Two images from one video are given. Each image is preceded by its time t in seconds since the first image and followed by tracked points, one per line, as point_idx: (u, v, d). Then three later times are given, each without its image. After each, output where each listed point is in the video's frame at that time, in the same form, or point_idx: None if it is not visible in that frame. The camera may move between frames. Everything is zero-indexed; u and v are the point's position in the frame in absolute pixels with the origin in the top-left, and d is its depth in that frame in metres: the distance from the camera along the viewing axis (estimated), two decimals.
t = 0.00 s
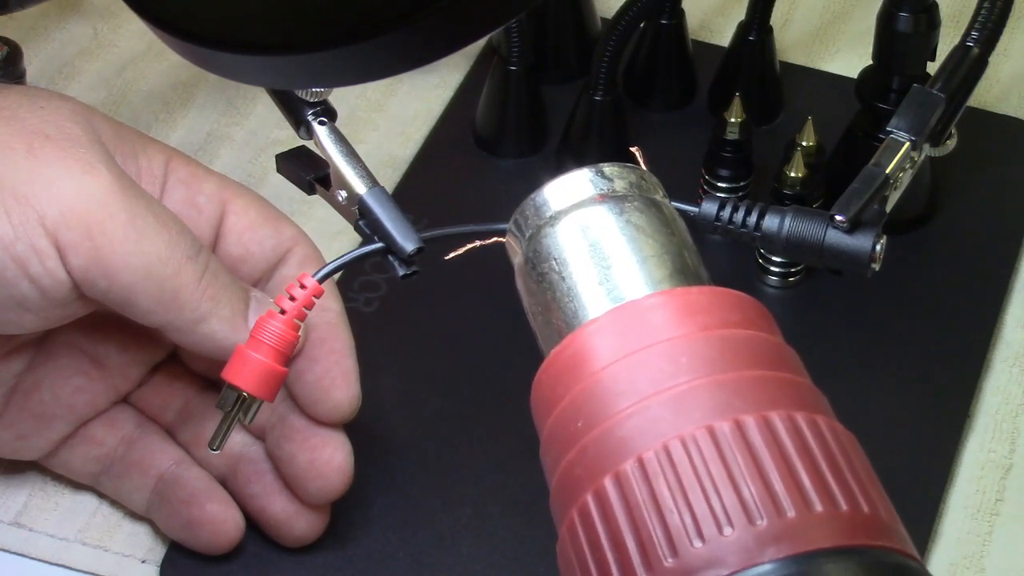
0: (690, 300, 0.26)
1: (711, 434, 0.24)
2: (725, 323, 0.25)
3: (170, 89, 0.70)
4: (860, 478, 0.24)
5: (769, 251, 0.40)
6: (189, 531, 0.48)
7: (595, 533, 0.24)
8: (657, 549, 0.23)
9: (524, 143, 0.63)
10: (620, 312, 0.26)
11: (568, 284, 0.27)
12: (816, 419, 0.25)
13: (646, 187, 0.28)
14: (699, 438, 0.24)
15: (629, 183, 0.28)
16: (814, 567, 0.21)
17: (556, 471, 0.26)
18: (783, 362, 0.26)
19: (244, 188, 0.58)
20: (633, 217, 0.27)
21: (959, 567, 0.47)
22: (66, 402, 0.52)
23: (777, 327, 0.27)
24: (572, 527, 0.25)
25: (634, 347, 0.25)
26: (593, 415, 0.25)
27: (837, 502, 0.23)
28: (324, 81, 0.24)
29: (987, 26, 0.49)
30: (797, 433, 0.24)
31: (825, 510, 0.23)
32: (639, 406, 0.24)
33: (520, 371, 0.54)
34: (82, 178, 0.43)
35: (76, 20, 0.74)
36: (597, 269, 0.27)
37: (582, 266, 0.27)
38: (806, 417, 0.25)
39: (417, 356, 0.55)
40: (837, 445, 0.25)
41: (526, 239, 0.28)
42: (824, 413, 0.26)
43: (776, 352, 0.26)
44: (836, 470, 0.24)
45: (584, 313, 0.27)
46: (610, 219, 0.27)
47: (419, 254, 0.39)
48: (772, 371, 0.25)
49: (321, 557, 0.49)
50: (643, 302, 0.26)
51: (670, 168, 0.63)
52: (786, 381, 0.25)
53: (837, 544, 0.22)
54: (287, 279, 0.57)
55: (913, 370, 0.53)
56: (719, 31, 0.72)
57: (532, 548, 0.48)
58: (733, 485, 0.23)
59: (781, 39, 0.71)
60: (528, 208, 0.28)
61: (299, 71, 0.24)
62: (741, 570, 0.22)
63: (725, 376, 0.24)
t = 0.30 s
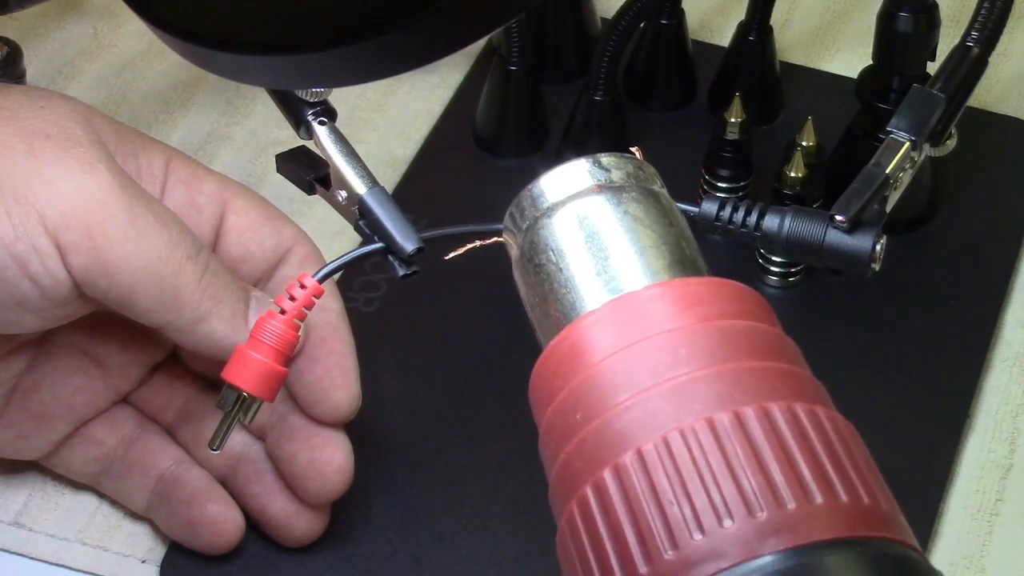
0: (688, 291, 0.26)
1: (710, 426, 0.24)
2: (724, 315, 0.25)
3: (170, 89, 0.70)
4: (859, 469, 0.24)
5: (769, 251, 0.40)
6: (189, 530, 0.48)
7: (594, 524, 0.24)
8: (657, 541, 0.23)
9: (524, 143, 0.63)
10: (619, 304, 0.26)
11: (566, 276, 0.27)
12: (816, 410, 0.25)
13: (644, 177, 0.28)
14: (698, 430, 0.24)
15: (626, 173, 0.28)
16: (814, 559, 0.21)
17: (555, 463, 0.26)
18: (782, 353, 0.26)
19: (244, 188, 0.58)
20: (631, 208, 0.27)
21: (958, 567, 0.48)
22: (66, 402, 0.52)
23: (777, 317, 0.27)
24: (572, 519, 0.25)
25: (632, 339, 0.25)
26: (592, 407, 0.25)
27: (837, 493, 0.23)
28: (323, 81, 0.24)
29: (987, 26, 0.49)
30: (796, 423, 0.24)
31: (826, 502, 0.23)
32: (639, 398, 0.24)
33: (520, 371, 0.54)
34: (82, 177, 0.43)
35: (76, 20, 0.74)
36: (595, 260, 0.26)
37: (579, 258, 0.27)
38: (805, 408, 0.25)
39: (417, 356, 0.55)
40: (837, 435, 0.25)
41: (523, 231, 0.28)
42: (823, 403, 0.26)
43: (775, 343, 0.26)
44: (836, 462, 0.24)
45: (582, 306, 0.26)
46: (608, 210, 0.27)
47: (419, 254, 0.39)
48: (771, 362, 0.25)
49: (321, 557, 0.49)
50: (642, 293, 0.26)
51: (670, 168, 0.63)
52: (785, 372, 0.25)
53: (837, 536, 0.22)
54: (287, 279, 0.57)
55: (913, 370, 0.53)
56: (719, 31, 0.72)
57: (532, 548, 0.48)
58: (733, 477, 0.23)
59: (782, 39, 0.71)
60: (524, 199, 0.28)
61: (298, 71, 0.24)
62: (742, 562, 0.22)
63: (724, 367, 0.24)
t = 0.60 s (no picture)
0: (695, 274, 0.26)
1: (718, 410, 0.24)
2: (732, 297, 0.25)
3: (170, 89, 0.70)
4: (868, 451, 0.24)
5: (770, 250, 0.40)
6: (189, 531, 0.48)
7: (601, 509, 0.24)
8: (665, 526, 0.23)
9: (524, 144, 0.63)
10: (625, 287, 0.26)
11: (571, 259, 0.27)
12: (824, 393, 0.25)
13: (651, 159, 0.28)
14: (705, 414, 0.24)
15: (633, 155, 0.28)
16: (824, 544, 0.22)
17: (561, 447, 0.26)
18: (790, 336, 0.26)
19: (244, 188, 0.58)
20: (637, 189, 0.27)
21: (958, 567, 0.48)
22: (66, 401, 0.52)
23: (784, 299, 0.27)
24: (579, 504, 0.25)
25: (639, 322, 0.25)
26: (599, 391, 0.25)
27: (846, 476, 0.23)
28: (324, 80, 0.24)
29: (987, 26, 0.49)
30: (805, 407, 0.24)
31: (834, 486, 0.23)
32: (645, 382, 0.24)
33: (520, 371, 0.54)
34: (82, 177, 0.43)
35: (76, 20, 0.74)
36: (600, 243, 0.26)
37: (585, 240, 0.27)
38: (814, 391, 0.25)
39: (417, 356, 0.55)
40: (846, 419, 0.25)
41: (528, 213, 0.28)
42: (831, 386, 0.25)
43: (782, 325, 0.26)
44: (845, 445, 0.24)
45: (588, 289, 0.26)
46: (614, 192, 0.27)
47: (419, 254, 0.39)
48: (779, 345, 0.25)
49: (321, 557, 0.49)
50: (648, 276, 0.26)
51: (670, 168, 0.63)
52: (792, 354, 0.25)
53: (846, 519, 0.22)
54: (287, 279, 0.57)
55: (913, 371, 0.53)
56: (719, 31, 0.72)
57: (531, 549, 0.48)
58: (740, 461, 0.23)
59: (782, 39, 0.71)
60: (530, 181, 0.28)
61: (298, 70, 0.24)
62: (751, 547, 0.22)
63: (732, 351, 0.24)
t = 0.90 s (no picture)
0: (697, 279, 0.26)
1: (720, 414, 0.24)
2: (733, 302, 0.25)
3: (170, 89, 0.70)
4: (870, 457, 0.24)
5: (769, 250, 0.40)
6: (189, 531, 0.48)
7: (603, 514, 0.24)
8: (667, 530, 0.23)
9: (524, 144, 0.63)
10: (627, 292, 0.26)
11: (573, 264, 0.27)
12: (826, 398, 0.25)
13: (653, 164, 0.28)
14: (707, 418, 0.24)
15: (635, 161, 0.27)
16: (825, 549, 0.21)
17: (564, 452, 0.26)
18: (791, 341, 0.26)
19: (244, 188, 0.58)
20: (639, 195, 0.27)
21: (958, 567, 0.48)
22: (66, 401, 0.52)
23: (785, 304, 0.27)
24: (581, 509, 0.25)
25: (641, 327, 0.25)
26: (601, 395, 0.25)
27: (847, 482, 0.23)
28: (323, 80, 0.24)
29: (987, 26, 0.49)
30: (806, 412, 0.24)
31: (836, 491, 0.23)
32: (648, 386, 0.24)
33: (521, 371, 0.54)
34: (82, 177, 0.43)
35: (76, 20, 0.74)
36: (602, 248, 0.26)
37: (587, 247, 0.27)
38: (815, 396, 0.25)
39: (417, 356, 0.55)
40: (847, 424, 0.25)
41: (531, 219, 0.28)
42: (833, 391, 0.25)
43: (784, 330, 0.26)
44: (847, 450, 0.24)
45: (590, 294, 0.26)
46: (616, 197, 0.27)
47: (419, 254, 0.39)
48: (780, 350, 0.25)
49: (321, 557, 0.49)
50: (649, 281, 0.26)
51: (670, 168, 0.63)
52: (794, 359, 0.25)
53: (848, 524, 0.22)
54: (287, 279, 0.57)
55: (913, 371, 0.53)
56: (719, 31, 0.72)
57: (531, 549, 0.48)
58: (742, 466, 0.23)
59: (782, 39, 0.71)
60: (533, 187, 0.28)
61: (298, 70, 0.24)
62: (753, 551, 0.22)
63: (733, 355, 0.24)
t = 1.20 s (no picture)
0: (703, 310, 0.26)
1: (726, 442, 0.24)
2: (738, 332, 0.25)
3: (170, 89, 0.70)
4: (873, 486, 0.24)
5: (769, 251, 0.40)
6: (189, 530, 0.48)
7: (611, 539, 0.24)
8: (674, 557, 0.23)
9: (524, 143, 0.63)
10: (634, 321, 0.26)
11: (583, 296, 0.27)
12: (830, 427, 0.25)
13: (659, 199, 0.28)
14: (714, 447, 0.24)
15: (642, 195, 0.27)
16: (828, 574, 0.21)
17: (572, 479, 0.26)
18: (795, 370, 0.26)
19: (245, 188, 0.58)
20: (647, 229, 0.27)
21: (958, 566, 0.48)
22: (66, 401, 0.52)
23: (789, 333, 0.27)
24: (589, 535, 0.25)
25: (648, 356, 0.25)
26: (609, 423, 0.25)
27: (852, 509, 0.23)
28: (324, 80, 0.24)
29: (986, 26, 0.49)
30: (811, 441, 0.24)
31: (840, 518, 0.23)
32: (655, 414, 0.24)
33: (521, 371, 0.54)
34: (82, 177, 0.43)
35: (76, 20, 0.74)
36: (611, 281, 0.26)
37: (596, 279, 0.26)
38: (820, 425, 0.25)
39: (417, 356, 0.55)
40: (851, 453, 0.25)
41: (541, 250, 0.28)
42: (837, 421, 0.25)
43: (788, 359, 0.26)
44: (851, 479, 0.24)
45: (598, 326, 0.26)
46: (623, 233, 0.27)
47: (419, 254, 0.39)
48: (785, 379, 0.25)
49: (321, 557, 0.49)
50: (655, 312, 0.26)
51: (670, 167, 0.63)
52: (798, 388, 0.25)
53: (852, 550, 0.22)
54: (287, 278, 0.57)
55: (913, 371, 0.53)
56: (719, 31, 0.72)
57: (531, 548, 0.48)
58: (748, 493, 0.23)
59: (782, 40, 0.71)
60: (542, 219, 0.28)
61: (298, 70, 0.24)
62: None
63: (739, 385, 0.24)
